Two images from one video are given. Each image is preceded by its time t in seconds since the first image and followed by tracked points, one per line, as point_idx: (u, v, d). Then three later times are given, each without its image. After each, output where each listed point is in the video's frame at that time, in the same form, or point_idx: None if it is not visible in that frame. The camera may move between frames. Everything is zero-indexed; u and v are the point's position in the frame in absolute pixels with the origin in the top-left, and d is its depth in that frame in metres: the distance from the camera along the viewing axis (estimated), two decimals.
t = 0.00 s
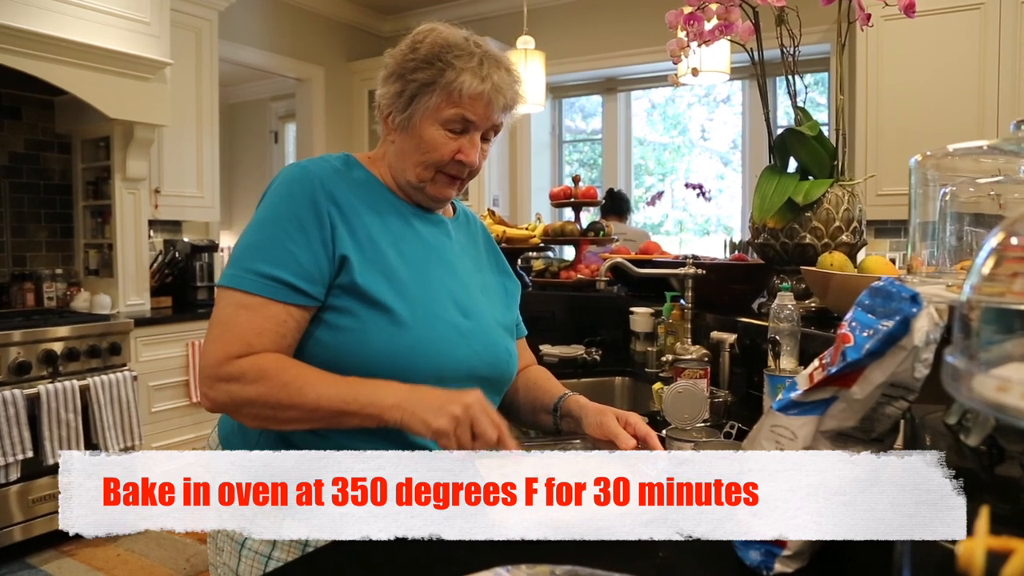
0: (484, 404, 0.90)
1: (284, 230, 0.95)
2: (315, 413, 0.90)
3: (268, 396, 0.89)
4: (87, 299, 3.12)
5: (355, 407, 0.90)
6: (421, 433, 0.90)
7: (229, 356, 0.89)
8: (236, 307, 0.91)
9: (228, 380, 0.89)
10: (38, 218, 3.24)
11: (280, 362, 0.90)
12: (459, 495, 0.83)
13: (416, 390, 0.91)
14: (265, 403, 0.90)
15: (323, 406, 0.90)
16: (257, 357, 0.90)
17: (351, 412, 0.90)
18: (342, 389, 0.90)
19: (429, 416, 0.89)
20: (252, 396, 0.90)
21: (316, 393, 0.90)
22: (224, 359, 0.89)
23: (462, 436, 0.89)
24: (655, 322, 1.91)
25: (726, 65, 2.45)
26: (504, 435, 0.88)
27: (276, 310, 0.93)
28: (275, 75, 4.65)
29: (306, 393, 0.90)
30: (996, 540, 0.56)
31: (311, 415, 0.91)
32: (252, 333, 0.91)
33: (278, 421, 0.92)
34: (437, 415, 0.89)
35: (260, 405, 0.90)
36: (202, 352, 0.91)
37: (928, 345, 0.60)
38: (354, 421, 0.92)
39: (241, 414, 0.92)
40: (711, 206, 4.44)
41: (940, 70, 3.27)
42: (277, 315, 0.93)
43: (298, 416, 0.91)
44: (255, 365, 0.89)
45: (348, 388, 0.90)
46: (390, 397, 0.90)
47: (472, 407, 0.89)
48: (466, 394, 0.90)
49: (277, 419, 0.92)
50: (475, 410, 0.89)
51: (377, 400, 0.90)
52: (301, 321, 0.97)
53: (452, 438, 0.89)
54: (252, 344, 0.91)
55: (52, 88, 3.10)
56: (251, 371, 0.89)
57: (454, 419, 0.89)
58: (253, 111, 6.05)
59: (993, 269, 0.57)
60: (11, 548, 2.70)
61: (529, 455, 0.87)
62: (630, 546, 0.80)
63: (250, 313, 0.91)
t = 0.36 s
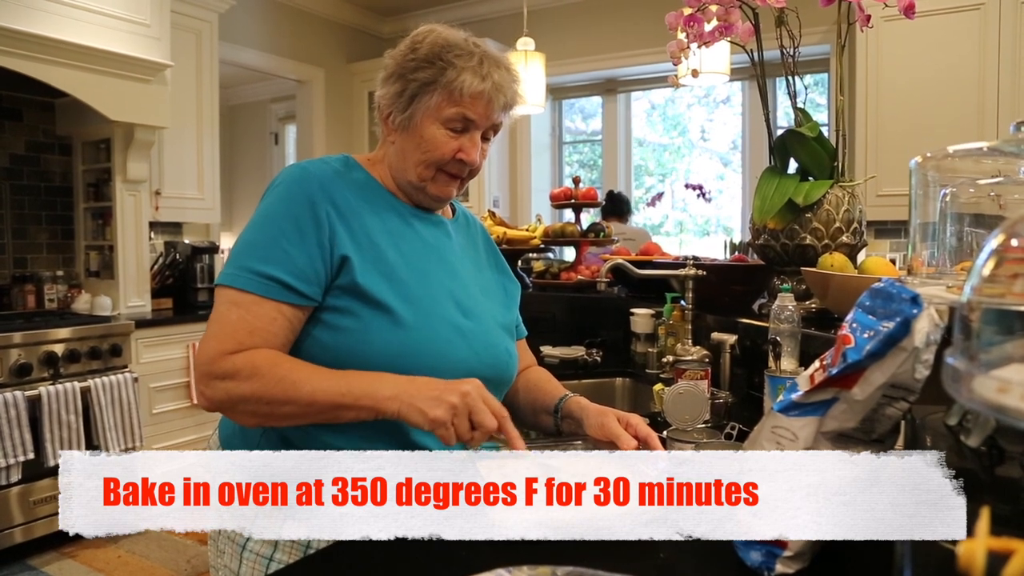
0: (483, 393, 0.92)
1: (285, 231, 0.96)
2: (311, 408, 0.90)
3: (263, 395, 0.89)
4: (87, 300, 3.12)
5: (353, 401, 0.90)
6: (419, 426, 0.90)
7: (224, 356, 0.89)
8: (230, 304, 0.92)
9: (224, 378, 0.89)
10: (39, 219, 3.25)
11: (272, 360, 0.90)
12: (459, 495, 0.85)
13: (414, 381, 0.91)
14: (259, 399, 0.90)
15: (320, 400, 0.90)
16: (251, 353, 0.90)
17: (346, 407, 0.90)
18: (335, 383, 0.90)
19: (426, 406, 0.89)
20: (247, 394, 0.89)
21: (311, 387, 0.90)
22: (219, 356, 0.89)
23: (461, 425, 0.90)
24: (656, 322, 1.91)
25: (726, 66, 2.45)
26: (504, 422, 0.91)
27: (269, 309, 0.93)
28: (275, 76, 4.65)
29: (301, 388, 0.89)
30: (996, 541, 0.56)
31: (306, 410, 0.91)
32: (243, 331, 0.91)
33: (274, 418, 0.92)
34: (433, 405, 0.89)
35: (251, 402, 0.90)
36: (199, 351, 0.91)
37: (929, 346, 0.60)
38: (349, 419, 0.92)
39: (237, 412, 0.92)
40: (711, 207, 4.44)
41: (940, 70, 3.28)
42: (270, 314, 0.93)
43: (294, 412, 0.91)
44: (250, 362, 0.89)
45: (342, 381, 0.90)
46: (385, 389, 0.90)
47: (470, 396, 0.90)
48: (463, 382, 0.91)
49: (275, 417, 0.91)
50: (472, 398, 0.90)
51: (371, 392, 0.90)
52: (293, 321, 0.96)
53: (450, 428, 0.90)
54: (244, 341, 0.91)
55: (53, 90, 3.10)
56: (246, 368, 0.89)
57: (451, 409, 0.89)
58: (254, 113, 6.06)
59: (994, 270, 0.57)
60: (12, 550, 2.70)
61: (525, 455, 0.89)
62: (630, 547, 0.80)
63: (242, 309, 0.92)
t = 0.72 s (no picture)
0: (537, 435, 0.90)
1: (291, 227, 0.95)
2: (365, 426, 0.90)
3: (318, 410, 0.89)
4: (88, 300, 3.12)
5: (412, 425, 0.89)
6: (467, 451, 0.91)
7: (278, 365, 0.89)
8: (265, 310, 0.91)
9: (274, 390, 0.89)
10: (39, 219, 3.25)
11: (326, 374, 0.90)
12: (459, 495, 0.84)
13: (473, 407, 0.91)
14: (314, 414, 0.89)
15: (377, 419, 0.89)
16: (302, 366, 0.89)
17: (402, 427, 0.90)
18: (395, 403, 0.90)
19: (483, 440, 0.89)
20: (301, 406, 0.89)
21: (368, 405, 0.89)
22: (269, 367, 0.89)
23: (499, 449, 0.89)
24: (656, 324, 1.91)
25: (727, 68, 2.46)
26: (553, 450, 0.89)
27: (306, 311, 0.93)
28: (276, 76, 4.65)
29: (361, 406, 0.89)
30: (999, 543, 0.56)
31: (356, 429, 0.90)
32: (291, 340, 0.91)
33: (323, 433, 0.91)
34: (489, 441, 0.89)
35: (303, 415, 0.89)
36: (241, 360, 0.90)
37: (929, 349, 0.61)
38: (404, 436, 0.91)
39: (286, 426, 0.91)
40: (712, 208, 4.44)
41: (941, 72, 3.28)
42: (309, 318, 0.93)
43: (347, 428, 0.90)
44: (304, 375, 0.89)
45: (401, 402, 0.90)
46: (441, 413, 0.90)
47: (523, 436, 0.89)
48: (519, 420, 0.90)
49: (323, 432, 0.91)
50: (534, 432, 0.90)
51: (426, 413, 0.90)
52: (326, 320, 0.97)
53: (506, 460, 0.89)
54: (293, 351, 0.90)
55: (54, 89, 3.11)
56: (299, 380, 0.89)
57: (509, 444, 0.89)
58: (255, 113, 6.06)
59: (996, 273, 0.57)
60: (11, 550, 2.70)
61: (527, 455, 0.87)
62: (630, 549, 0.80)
63: (282, 317, 0.91)
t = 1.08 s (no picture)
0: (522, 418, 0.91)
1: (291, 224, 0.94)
2: (339, 417, 0.88)
3: (294, 401, 0.87)
4: (89, 299, 3.12)
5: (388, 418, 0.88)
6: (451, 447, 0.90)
7: (257, 352, 0.87)
8: (252, 300, 0.90)
9: (251, 377, 0.86)
10: (40, 218, 3.25)
11: (305, 364, 0.88)
12: (459, 495, 0.84)
13: (453, 400, 0.90)
14: (289, 405, 0.87)
15: (354, 412, 0.87)
16: (281, 356, 0.88)
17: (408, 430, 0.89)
18: (371, 394, 0.88)
19: (468, 433, 0.88)
20: (276, 397, 0.87)
21: (344, 396, 0.87)
22: (246, 354, 0.87)
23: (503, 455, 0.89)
24: (656, 324, 1.91)
25: (728, 68, 2.45)
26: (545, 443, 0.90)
27: (293, 304, 0.92)
28: (276, 76, 4.65)
29: (334, 396, 0.87)
30: (1001, 544, 0.55)
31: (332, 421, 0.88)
32: (271, 328, 0.89)
33: (298, 426, 0.89)
34: (475, 433, 0.89)
35: (279, 406, 0.87)
36: (220, 348, 0.88)
37: (931, 349, 0.61)
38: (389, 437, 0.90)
39: (258, 418, 0.89)
40: (712, 209, 4.43)
41: (942, 73, 3.28)
42: (294, 312, 0.92)
43: (320, 421, 0.88)
44: (280, 364, 0.87)
45: (378, 393, 0.88)
46: (422, 406, 0.88)
47: (510, 425, 0.90)
48: (503, 409, 0.91)
49: (297, 424, 0.89)
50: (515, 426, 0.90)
51: (408, 410, 0.88)
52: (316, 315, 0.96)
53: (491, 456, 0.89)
54: (271, 339, 0.89)
55: (54, 89, 3.11)
56: (275, 369, 0.86)
57: (493, 438, 0.89)
58: (255, 112, 6.06)
59: (997, 273, 0.57)
60: (11, 550, 2.70)
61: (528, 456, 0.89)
62: (629, 548, 0.80)
63: (266, 305, 0.90)
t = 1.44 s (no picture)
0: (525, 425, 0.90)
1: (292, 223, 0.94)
2: (350, 424, 0.87)
3: (301, 407, 0.87)
4: (89, 299, 3.12)
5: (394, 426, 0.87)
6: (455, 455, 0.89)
7: (263, 358, 0.87)
8: (252, 303, 0.89)
9: (259, 383, 0.86)
10: (41, 217, 3.25)
11: (312, 370, 0.88)
12: (460, 495, 0.89)
13: (456, 408, 0.89)
14: (297, 411, 0.87)
15: (359, 418, 0.87)
16: (287, 361, 0.87)
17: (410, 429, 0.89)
18: (377, 401, 0.87)
19: (470, 440, 0.87)
20: (284, 402, 0.87)
21: (349, 403, 0.87)
22: (253, 360, 0.87)
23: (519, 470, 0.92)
24: (657, 323, 1.91)
25: (729, 67, 2.45)
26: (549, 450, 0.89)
27: (293, 305, 0.91)
28: (277, 75, 4.65)
29: (341, 402, 0.87)
30: (1003, 543, 0.54)
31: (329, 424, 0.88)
32: (274, 333, 0.89)
33: (306, 431, 0.89)
34: (477, 439, 0.87)
35: (287, 412, 0.87)
36: (225, 351, 0.88)
37: (932, 348, 0.61)
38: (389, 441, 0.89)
39: (268, 421, 0.89)
40: (712, 208, 4.43)
41: (942, 73, 3.28)
42: (295, 311, 0.91)
43: (328, 427, 0.88)
44: (287, 369, 0.87)
45: (386, 400, 0.87)
46: (427, 414, 0.88)
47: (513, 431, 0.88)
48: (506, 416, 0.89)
49: (304, 429, 0.89)
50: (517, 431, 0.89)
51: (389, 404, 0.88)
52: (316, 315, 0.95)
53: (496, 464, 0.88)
54: (276, 344, 0.88)
55: (55, 88, 3.11)
56: (283, 375, 0.86)
57: (493, 444, 0.87)
58: (256, 112, 6.06)
59: (1000, 272, 0.56)
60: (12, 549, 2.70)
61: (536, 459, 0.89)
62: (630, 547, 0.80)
63: (267, 308, 0.89)
